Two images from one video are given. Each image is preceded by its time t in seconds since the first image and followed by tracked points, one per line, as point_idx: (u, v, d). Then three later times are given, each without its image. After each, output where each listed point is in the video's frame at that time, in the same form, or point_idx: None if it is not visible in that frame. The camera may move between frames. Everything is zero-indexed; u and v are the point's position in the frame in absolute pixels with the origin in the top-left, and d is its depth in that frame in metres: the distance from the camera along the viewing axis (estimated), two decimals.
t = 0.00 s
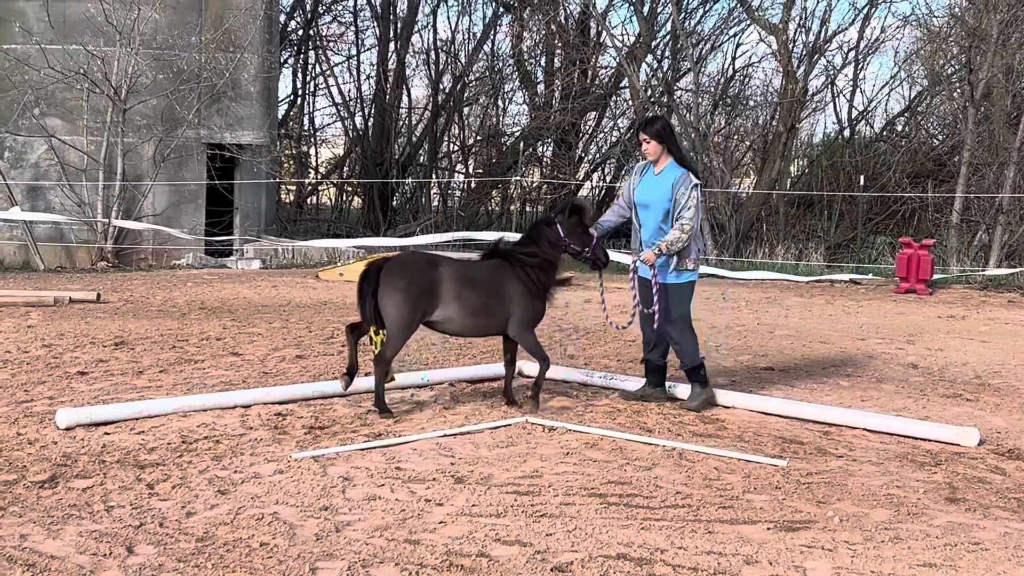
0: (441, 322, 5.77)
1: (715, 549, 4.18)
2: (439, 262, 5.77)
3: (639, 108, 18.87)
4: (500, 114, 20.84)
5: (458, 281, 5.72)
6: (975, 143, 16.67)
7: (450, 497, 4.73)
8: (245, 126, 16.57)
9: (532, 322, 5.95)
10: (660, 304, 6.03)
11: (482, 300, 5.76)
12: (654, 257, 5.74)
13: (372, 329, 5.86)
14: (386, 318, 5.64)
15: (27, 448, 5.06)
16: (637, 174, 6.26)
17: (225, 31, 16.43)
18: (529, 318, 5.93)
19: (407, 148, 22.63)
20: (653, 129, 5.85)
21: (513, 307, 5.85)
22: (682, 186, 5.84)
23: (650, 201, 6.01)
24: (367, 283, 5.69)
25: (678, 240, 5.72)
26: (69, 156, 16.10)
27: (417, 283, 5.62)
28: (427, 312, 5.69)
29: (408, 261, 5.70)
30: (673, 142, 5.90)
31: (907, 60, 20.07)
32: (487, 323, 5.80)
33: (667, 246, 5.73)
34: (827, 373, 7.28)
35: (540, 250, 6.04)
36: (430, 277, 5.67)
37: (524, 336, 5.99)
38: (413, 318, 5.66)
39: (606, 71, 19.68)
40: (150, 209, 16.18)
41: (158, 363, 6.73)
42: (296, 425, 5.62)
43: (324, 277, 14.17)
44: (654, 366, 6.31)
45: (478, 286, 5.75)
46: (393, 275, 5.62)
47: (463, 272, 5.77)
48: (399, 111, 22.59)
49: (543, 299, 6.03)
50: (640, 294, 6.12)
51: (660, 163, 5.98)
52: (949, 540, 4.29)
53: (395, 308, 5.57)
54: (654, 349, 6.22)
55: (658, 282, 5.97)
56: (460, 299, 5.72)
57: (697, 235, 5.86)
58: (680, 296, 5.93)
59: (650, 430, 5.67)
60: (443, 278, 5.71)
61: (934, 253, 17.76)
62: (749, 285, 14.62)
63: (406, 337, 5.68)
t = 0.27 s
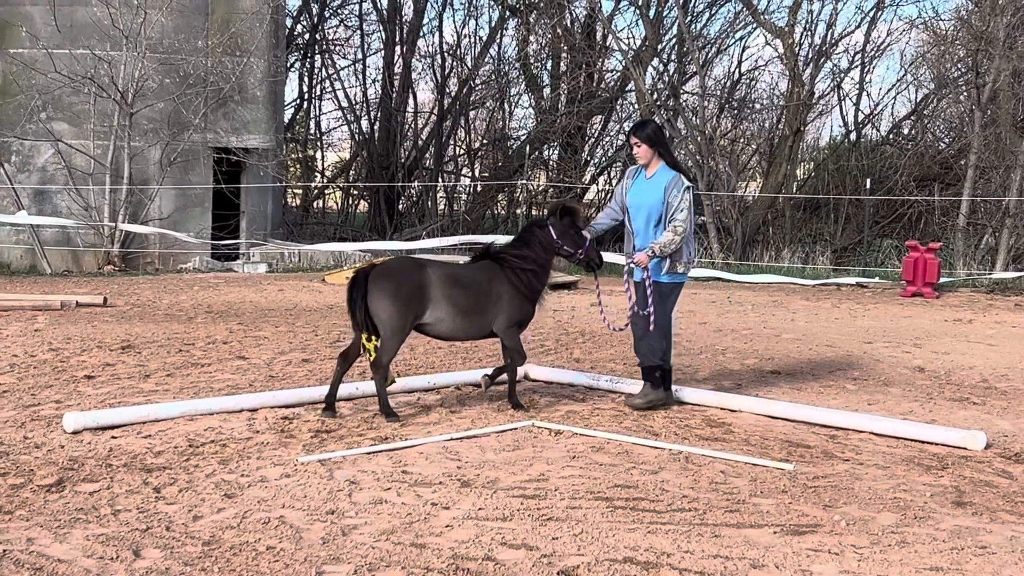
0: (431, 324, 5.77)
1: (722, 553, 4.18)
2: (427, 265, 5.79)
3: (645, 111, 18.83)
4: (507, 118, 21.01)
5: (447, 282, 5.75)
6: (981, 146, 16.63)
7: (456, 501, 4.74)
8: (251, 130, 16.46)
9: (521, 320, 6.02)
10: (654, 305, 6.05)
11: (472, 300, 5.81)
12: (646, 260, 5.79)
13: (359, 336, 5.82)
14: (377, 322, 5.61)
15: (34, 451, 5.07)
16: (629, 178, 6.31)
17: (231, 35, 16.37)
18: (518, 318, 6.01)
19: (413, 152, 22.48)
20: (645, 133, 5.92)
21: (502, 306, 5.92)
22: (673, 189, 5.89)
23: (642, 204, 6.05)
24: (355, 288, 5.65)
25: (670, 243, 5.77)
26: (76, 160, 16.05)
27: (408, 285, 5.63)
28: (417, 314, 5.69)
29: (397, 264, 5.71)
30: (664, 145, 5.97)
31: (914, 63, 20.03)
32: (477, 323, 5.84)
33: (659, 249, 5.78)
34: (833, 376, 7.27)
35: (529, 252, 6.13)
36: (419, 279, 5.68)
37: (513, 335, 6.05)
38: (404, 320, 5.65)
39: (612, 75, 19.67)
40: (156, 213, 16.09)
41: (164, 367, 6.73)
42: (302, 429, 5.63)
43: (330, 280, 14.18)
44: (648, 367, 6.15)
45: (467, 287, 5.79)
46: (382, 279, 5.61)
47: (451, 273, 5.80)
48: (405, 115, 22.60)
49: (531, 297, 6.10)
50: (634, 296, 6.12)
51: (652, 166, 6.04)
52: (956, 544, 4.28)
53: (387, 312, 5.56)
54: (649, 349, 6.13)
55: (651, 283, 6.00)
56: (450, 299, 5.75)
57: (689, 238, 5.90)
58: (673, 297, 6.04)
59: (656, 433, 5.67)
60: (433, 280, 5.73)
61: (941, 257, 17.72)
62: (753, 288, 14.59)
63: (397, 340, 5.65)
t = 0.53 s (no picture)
0: (414, 328, 5.80)
1: (727, 556, 4.18)
2: (411, 268, 5.82)
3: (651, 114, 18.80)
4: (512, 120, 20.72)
5: (429, 286, 5.76)
6: (988, 148, 16.59)
7: (462, 504, 4.74)
8: (257, 133, 16.52)
9: (506, 325, 5.97)
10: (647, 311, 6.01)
11: (455, 304, 5.80)
12: (638, 265, 5.79)
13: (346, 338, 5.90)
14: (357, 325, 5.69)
15: (40, 455, 5.08)
16: (619, 182, 6.29)
17: (237, 39, 16.45)
18: (504, 322, 5.95)
19: (418, 155, 22.56)
20: (640, 136, 5.90)
21: (486, 310, 5.88)
22: (666, 195, 5.90)
23: (634, 208, 6.05)
24: (339, 291, 5.74)
25: (662, 249, 5.79)
26: (82, 164, 16.03)
27: (388, 288, 5.68)
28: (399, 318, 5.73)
29: (381, 267, 5.78)
30: (658, 149, 5.96)
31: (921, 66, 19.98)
32: (461, 328, 5.83)
33: (651, 254, 5.79)
34: (840, 379, 7.26)
35: (515, 256, 6.04)
36: (401, 282, 5.72)
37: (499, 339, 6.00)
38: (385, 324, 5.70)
39: (618, 78, 19.63)
40: (163, 216, 16.09)
41: (170, 370, 6.74)
42: (308, 432, 5.63)
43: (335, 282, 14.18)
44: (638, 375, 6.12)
45: (450, 290, 5.80)
46: (364, 282, 5.68)
47: (434, 277, 5.81)
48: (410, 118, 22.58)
49: (518, 301, 6.03)
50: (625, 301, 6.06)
51: (643, 171, 6.03)
52: (962, 548, 4.28)
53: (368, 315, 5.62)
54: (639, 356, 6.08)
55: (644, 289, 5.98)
56: (432, 303, 5.76)
57: (679, 245, 5.93)
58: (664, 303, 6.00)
59: (663, 436, 5.66)
60: (415, 283, 5.77)
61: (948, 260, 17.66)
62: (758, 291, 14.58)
63: (380, 343, 5.70)
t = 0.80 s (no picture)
0: (406, 329, 5.77)
1: (734, 559, 4.17)
2: (403, 269, 5.80)
3: (656, 117, 18.83)
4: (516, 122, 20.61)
5: (421, 287, 5.75)
6: (993, 151, 16.60)
7: (469, 507, 4.73)
8: (263, 136, 16.48)
9: (500, 327, 5.95)
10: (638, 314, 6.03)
11: (448, 305, 5.77)
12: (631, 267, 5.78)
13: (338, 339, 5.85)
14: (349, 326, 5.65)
15: (47, 458, 5.08)
16: (619, 182, 6.28)
17: (243, 42, 16.40)
18: (497, 323, 5.93)
19: (424, 159, 22.61)
20: (636, 136, 5.88)
21: (479, 311, 5.86)
22: (661, 197, 5.85)
23: (630, 210, 6.03)
24: (331, 292, 5.71)
25: (656, 252, 5.75)
26: (88, 168, 16.06)
27: (380, 289, 5.65)
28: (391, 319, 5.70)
29: (372, 268, 5.75)
30: (655, 150, 5.92)
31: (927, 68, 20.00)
32: (454, 329, 5.80)
33: (644, 257, 5.76)
34: (847, 382, 7.25)
35: (508, 258, 6.05)
36: (393, 283, 5.70)
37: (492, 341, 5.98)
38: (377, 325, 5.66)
39: (623, 81, 19.63)
40: (168, 219, 16.07)
41: (177, 373, 6.74)
42: (315, 435, 5.63)
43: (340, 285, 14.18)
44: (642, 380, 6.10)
45: (442, 291, 5.78)
46: (356, 283, 5.65)
47: (427, 277, 5.80)
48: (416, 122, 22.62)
49: (511, 303, 6.04)
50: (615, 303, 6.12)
51: (641, 172, 6.01)
52: (970, 550, 4.27)
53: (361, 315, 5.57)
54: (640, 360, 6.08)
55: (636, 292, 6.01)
56: (425, 304, 5.74)
57: (676, 246, 5.87)
58: (658, 304, 5.98)
59: (669, 439, 5.66)
60: (408, 284, 5.74)
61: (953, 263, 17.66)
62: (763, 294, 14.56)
63: (373, 344, 5.66)
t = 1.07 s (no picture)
0: (406, 332, 5.72)
1: (743, 563, 4.17)
2: (402, 273, 5.78)
3: (663, 121, 18.82)
4: (524, 127, 20.99)
5: (420, 289, 5.72)
6: (1002, 154, 16.59)
7: (477, 511, 4.73)
8: (270, 141, 16.59)
9: (498, 330, 5.93)
10: (635, 317, 6.11)
11: (447, 307, 5.75)
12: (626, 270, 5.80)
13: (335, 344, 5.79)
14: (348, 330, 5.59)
15: (56, 462, 5.08)
16: (614, 185, 6.31)
17: (251, 47, 16.53)
18: (496, 327, 5.92)
19: (431, 162, 22.52)
20: (631, 141, 5.90)
21: (479, 314, 5.85)
22: (657, 200, 5.89)
23: (625, 214, 6.06)
24: (328, 295, 5.65)
25: (651, 255, 5.77)
26: (96, 172, 15.89)
27: (380, 292, 5.61)
28: (391, 322, 5.65)
29: (371, 271, 5.72)
30: (651, 155, 5.95)
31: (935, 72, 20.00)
32: (454, 332, 5.77)
33: (639, 260, 5.79)
34: (855, 386, 7.24)
35: (506, 262, 6.09)
36: (392, 285, 5.67)
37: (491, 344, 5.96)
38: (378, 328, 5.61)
39: (630, 84, 19.59)
40: (176, 223, 16.03)
41: (184, 377, 6.75)
42: (323, 439, 5.63)
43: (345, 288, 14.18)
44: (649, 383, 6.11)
45: (441, 294, 5.76)
46: (355, 286, 5.61)
47: (426, 280, 5.78)
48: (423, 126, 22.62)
49: (510, 307, 6.04)
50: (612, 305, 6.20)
51: (637, 175, 6.03)
52: (979, 554, 4.27)
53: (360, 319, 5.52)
54: (641, 364, 6.10)
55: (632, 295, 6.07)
56: (424, 306, 5.71)
57: (671, 250, 5.91)
58: (654, 308, 6.01)
59: (677, 443, 5.65)
60: (406, 287, 5.71)
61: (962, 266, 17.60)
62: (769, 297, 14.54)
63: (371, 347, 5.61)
